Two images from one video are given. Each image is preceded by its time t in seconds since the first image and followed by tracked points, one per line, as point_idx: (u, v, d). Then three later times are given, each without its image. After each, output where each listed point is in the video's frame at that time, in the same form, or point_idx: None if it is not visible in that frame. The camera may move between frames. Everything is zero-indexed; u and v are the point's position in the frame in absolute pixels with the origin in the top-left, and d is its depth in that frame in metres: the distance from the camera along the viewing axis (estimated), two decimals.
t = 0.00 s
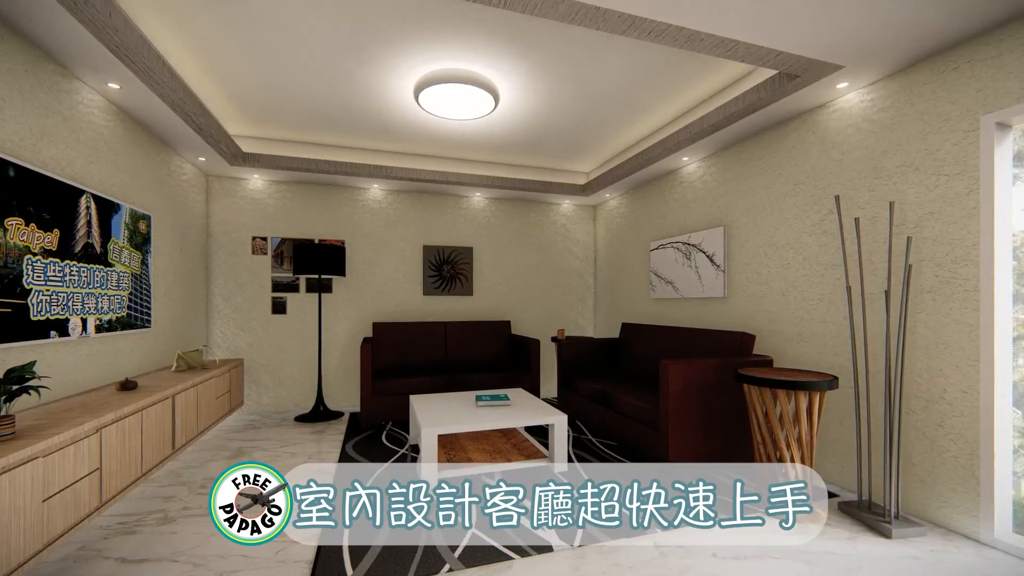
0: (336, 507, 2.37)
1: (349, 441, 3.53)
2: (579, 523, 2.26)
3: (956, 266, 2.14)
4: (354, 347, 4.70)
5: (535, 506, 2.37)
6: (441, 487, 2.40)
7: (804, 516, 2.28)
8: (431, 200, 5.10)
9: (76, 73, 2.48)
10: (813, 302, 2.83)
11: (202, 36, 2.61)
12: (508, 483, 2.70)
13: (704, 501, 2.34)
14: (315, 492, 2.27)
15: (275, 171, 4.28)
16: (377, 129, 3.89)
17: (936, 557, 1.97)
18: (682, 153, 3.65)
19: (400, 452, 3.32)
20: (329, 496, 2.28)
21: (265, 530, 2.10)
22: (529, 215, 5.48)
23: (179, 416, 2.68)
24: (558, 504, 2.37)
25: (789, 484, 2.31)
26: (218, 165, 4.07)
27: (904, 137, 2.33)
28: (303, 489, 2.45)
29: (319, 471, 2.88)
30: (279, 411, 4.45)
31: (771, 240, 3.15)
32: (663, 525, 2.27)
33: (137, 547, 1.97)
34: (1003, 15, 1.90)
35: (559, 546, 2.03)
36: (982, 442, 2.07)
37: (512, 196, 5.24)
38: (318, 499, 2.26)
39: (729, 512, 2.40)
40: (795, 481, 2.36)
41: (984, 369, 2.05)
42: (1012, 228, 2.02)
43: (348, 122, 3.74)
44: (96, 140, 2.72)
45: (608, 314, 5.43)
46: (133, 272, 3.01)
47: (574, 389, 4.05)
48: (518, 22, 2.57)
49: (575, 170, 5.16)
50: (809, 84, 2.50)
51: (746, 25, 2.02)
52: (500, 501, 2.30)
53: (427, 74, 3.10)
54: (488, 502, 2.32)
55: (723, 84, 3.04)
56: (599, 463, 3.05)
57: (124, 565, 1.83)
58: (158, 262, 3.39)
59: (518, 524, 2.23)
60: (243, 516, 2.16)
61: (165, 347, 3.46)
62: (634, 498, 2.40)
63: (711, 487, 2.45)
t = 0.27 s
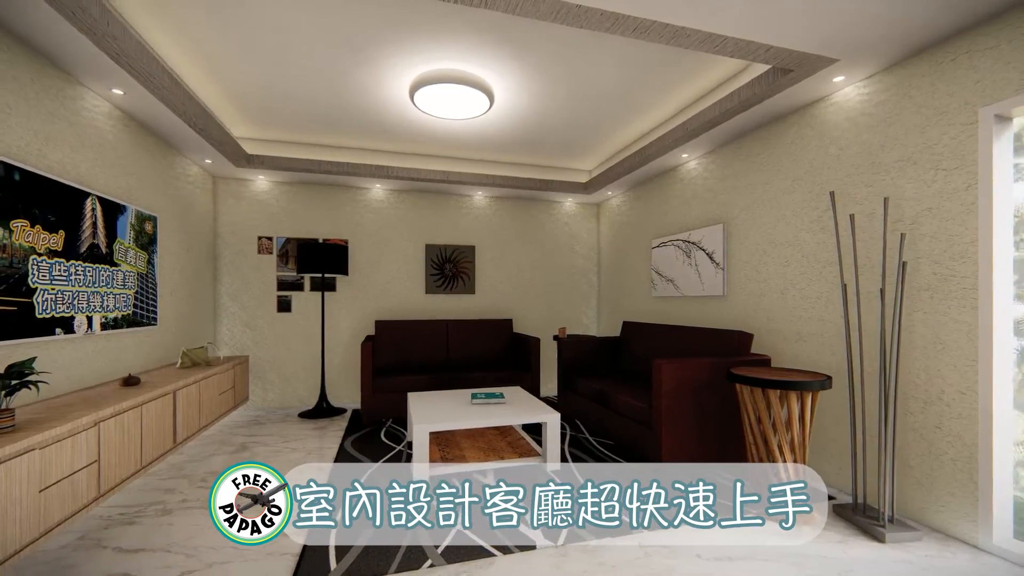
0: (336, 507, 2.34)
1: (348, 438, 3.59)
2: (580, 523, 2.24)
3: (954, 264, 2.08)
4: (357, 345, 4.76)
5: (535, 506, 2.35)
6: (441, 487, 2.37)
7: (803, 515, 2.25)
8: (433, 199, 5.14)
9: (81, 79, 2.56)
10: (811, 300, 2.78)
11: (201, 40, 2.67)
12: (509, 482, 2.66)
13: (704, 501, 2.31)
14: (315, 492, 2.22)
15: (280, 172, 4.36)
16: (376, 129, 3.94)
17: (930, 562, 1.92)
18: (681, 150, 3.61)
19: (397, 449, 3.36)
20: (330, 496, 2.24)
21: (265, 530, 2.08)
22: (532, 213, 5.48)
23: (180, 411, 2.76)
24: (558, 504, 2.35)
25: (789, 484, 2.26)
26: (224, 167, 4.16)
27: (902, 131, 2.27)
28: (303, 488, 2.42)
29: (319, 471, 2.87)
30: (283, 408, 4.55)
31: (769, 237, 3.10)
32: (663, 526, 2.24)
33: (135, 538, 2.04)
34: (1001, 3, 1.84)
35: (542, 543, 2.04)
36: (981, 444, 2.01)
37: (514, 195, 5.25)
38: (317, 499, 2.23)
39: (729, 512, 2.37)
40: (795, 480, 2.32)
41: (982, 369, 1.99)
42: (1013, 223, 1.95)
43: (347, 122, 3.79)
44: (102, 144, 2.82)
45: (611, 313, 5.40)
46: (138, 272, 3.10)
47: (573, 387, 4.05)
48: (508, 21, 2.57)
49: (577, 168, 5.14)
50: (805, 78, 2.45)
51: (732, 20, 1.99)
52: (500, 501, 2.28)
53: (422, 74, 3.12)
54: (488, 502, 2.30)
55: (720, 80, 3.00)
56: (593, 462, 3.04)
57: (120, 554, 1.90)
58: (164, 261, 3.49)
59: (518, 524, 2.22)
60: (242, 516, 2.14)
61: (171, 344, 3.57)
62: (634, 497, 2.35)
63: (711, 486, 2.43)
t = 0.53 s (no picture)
0: (336, 507, 2.33)
1: (348, 434, 3.65)
2: (579, 523, 2.23)
3: (951, 261, 2.02)
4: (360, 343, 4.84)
5: (535, 506, 2.34)
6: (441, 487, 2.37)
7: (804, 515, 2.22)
8: (436, 198, 5.18)
9: (88, 86, 2.66)
10: (808, 298, 2.73)
11: (201, 46, 2.75)
12: (508, 483, 2.66)
13: (704, 501, 2.29)
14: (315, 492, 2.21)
15: (285, 173, 4.45)
16: (377, 130, 3.99)
17: (922, 567, 1.87)
18: (680, 146, 3.57)
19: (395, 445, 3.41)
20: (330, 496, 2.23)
21: (265, 530, 2.06)
22: (535, 212, 5.48)
23: (183, 406, 2.85)
24: (558, 504, 2.35)
25: (789, 484, 2.23)
26: (231, 169, 4.27)
27: (899, 125, 2.21)
28: (303, 489, 2.38)
29: (319, 469, 2.86)
30: (289, 404, 4.65)
31: (768, 235, 3.05)
32: (663, 526, 2.23)
33: (134, 528, 2.12)
34: None
35: (526, 541, 2.05)
36: (978, 447, 1.95)
37: (517, 193, 5.26)
38: (318, 499, 2.21)
39: (729, 512, 2.36)
40: (793, 481, 2.27)
41: (979, 369, 1.93)
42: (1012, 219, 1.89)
43: (348, 123, 3.85)
44: (110, 148, 2.92)
45: (614, 311, 5.37)
46: (146, 271, 3.21)
47: (572, 386, 4.04)
48: (498, 21, 2.59)
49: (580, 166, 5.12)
50: (799, 73, 2.41)
51: (718, 15, 1.97)
52: (500, 501, 2.27)
53: (417, 75, 3.16)
54: (488, 502, 2.29)
55: (716, 75, 2.96)
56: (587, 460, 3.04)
57: (119, 542, 1.98)
58: (172, 261, 3.60)
59: (518, 524, 2.21)
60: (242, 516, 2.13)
61: (179, 341, 3.68)
62: (634, 497, 2.33)
63: (711, 486, 2.41)
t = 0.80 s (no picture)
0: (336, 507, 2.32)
1: (349, 430, 3.72)
2: (580, 523, 2.22)
3: (946, 259, 1.97)
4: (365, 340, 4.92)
5: (535, 506, 2.32)
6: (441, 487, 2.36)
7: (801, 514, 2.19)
8: (440, 198, 5.22)
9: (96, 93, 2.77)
10: (805, 297, 2.68)
11: (203, 52, 2.83)
12: (508, 482, 2.65)
13: (704, 501, 2.25)
14: (315, 492, 2.18)
15: (290, 174, 4.55)
16: (378, 130, 4.04)
17: (912, 571, 1.83)
18: (679, 143, 3.54)
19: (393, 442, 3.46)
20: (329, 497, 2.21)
21: (265, 530, 2.05)
22: (538, 210, 5.48)
23: (187, 401, 2.95)
24: (558, 504, 2.33)
25: (789, 484, 2.20)
26: (239, 171, 4.38)
27: (895, 119, 2.16)
28: (303, 489, 2.38)
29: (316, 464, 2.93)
30: (295, 400, 4.75)
31: (766, 233, 3.00)
32: (663, 526, 2.21)
33: (136, 517, 2.21)
34: None
35: (510, 537, 2.07)
36: (974, 450, 1.89)
37: (520, 192, 5.27)
38: (317, 500, 2.19)
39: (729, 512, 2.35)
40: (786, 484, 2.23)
41: (975, 370, 1.88)
42: (1009, 215, 1.84)
43: (350, 124, 3.91)
44: (119, 152, 3.03)
45: (617, 310, 5.35)
46: (154, 271, 3.32)
47: (571, 384, 4.04)
48: (489, 22, 2.61)
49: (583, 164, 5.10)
50: (793, 67, 2.37)
51: (702, 11, 1.95)
52: (500, 501, 2.25)
53: (413, 76, 3.19)
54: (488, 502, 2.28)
55: (712, 71, 2.92)
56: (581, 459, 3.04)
57: (120, 531, 2.07)
58: (180, 261, 3.72)
59: (518, 524, 2.19)
60: (242, 516, 2.11)
61: (188, 338, 3.80)
62: (634, 497, 2.28)
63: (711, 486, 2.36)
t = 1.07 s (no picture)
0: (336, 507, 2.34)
1: (350, 426, 3.79)
2: (579, 522, 2.20)
3: (941, 256, 1.92)
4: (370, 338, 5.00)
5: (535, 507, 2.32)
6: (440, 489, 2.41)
7: (802, 514, 2.27)
8: (444, 197, 5.27)
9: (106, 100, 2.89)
10: (802, 295, 2.64)
11: (207, 58, 2.92)
12: (505, 481, 2.66)
13: (704, 501, 2.37)
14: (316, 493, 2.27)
15: (297, 175, 4.65)
16: (380, 131, 4.10)
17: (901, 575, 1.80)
18: (678, 140, 3.51)
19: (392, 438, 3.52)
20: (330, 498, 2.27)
21: (264, 529, 2.09)
22: (542, 209, 5.49)
23: (193, 397, 3.05)
24: (559, 506, 2.35)
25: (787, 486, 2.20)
26: (247, 173, 4.49)
27: (890, 114, 2.11)
28: (302, 491, 2.45)
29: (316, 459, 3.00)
30: (303, 396, 4.87)
31: (764, 230, 2.96)
32: (662, 525, 2.22)
33: (139, 507, 2.30)
34: None
35: (496, 532, 2.09)
36: (968, 453, 1.84)
37: (523, 191, 5.28)
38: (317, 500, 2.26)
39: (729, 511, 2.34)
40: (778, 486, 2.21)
41: (969, 371, 1.83)
42: (1005, 211, 1.78)
43: (352, 126, 3.98)
44: (129, 156, 3.15)
45: (621, 308, 5.32)
46: (164, 270, 3.44)
47: (571, 382, 4.05)
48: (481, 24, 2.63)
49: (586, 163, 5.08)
50: (787, 62, 2.33)
51: (685, 10, 1.95)
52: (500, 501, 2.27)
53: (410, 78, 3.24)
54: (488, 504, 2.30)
55: (708, 67, 2.89)
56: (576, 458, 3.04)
57: (123, 520, 2.16)
58: (190, 261, 3.84)
59: (518, 523, 2.19)
60: (243, 516, 2.20)
61: (198, 336, 3.92)
62: (634, 498, 2.44)
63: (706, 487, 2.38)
